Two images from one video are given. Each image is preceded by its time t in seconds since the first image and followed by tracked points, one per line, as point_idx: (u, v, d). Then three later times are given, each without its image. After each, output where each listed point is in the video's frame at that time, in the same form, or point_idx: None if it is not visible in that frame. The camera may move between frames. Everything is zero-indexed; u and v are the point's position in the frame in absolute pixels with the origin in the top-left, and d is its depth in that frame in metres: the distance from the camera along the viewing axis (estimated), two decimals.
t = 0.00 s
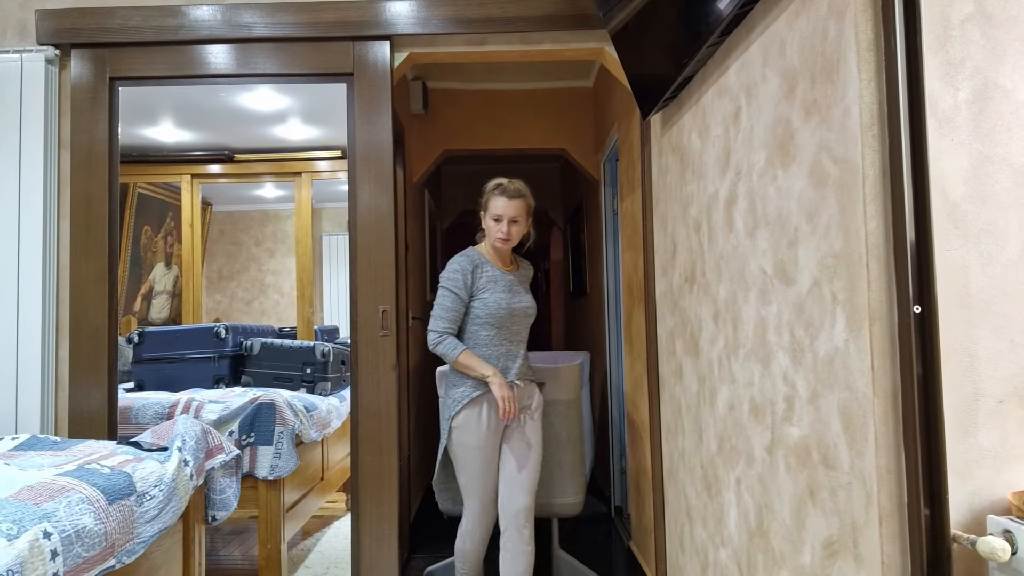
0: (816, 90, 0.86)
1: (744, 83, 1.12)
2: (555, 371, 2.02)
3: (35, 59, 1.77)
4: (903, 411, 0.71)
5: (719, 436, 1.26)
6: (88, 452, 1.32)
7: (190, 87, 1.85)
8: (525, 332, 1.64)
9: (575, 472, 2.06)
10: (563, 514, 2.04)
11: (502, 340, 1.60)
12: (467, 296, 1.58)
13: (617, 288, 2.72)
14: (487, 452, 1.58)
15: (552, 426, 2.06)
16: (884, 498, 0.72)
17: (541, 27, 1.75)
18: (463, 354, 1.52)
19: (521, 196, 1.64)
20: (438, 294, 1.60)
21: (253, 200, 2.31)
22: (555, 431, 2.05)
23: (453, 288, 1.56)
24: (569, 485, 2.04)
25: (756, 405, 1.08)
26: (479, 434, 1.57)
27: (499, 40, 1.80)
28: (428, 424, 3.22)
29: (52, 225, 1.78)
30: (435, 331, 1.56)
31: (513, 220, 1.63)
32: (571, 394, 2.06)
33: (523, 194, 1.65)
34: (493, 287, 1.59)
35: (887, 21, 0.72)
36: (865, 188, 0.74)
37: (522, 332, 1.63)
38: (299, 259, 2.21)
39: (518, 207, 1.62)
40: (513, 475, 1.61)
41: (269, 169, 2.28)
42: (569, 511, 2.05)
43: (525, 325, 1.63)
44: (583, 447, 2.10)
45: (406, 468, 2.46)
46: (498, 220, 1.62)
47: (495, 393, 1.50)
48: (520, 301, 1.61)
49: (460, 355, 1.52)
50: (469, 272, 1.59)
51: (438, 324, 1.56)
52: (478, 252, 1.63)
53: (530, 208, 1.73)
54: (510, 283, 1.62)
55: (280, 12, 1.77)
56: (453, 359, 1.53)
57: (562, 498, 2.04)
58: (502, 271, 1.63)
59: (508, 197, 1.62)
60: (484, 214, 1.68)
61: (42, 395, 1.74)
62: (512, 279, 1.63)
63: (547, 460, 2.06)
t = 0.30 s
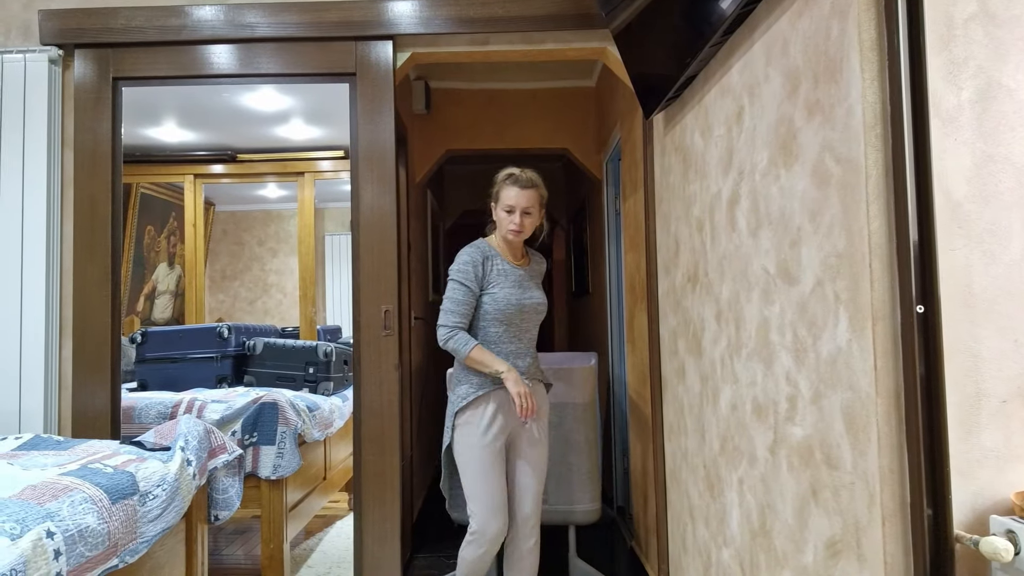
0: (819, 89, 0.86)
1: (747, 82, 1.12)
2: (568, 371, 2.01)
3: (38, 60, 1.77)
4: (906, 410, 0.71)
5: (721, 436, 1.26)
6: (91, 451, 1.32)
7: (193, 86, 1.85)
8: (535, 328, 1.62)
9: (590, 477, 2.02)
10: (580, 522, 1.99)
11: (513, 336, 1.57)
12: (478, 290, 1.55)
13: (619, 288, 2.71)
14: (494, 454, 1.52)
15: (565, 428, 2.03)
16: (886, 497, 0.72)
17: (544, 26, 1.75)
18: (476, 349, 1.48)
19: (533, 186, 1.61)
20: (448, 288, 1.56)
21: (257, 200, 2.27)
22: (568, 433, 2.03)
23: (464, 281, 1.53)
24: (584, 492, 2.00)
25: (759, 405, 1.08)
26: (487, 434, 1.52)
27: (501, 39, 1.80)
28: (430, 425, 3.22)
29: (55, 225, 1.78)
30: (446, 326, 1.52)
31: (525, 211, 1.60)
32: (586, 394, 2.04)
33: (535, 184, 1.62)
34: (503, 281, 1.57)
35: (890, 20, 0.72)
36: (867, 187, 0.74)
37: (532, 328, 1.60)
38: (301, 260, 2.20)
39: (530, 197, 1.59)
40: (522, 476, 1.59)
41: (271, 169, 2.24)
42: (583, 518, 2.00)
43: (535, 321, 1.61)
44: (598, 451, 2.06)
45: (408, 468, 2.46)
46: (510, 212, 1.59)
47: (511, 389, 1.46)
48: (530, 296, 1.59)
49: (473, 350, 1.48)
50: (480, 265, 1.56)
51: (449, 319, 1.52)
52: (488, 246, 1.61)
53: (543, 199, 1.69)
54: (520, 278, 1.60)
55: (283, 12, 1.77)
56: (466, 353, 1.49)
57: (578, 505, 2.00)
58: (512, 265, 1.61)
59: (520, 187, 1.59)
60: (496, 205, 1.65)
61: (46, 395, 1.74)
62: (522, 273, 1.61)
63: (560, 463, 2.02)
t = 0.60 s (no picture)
0: (817, 90, 0.86)
1: (745, 84, 1.12)
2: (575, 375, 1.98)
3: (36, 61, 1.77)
4: (904, 412, 0.71)
5: (720, 437, 1.26)
6: (88, 453, 1.32)
7: (190, 87, 1.84)
8: (528, 328, 1.55)
9: (600, 486, 1.99)
10: (588, 532, 1.96)
11: (505, 338, 1.50)
12: (467, 292, 1.47)
13: (617, 289, 2.71)
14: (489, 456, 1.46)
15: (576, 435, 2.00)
16: (885, 499, 0.72)
17: (543, 28, 1.75)
18: (464, 355, 1.42)
19: (521, 180, 1.54)
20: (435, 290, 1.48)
21: (255, 201, 2.47)
22: (579, 440, 1.99)
23: (453, 283, 1.45)
24: (593, 500, 1.97)
25: (758, 406, 1.08)
26: (482, 436, 1.45)
27: (500, 41, 1.80)
28: (430, 426, 3.22)
29: (54, 227, 1.78)
30: (434, 330, 1.45)
31: (513, 207, 1.53)
32: (595, 401, 2.01)
33: (523, 178, 1.54)
34: (494, 281, 1.49)
35: (888, 22, 0.73)
36: (866, 190, 0.74)
37: (525, 331, 1.53)
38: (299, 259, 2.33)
39: (518, 192, 1.52)
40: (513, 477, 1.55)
41: (269, 170, 2.39)
42: (592, 528, 1.96)
43: (528, 321, 1.54)
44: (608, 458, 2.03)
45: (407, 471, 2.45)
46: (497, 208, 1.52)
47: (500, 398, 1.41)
48: (523, 296, 1.51)
49: (462, 356, 1.42)
50: (469, 265, 1.48)
51: (436, 323, 1.44)
52: (478, 245, 1.53)
53: (534, 192, 1.62)
54: (512, 277, 1.52)
55: (282, 13, 1.77)
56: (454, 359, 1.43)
57: (586, 514, 1.97)
58: (503, 264, 1.52)
59: (507, 182, 1.52)
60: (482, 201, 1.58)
61: (43, 397, 1.74)
62: (514, 273, 1.53)
63: (569, 472, 1.98)
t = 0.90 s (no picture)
0: (816, 94, 0.86)
1: (744, 87, 1.12)
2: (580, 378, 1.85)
3: (37, 65, 1.77)
4: (905, 414, 0.71)
5: (720, 440, 1.25)
6: (88, 456, 1.32)
7: (190, 90, 1.84)
8: (509, 332, 1.41)
9: (608, 495, 1.85)
10: (594, 543, 1.82)
11: (484, 342, 1.34)
12: (446, 291, 1.32)
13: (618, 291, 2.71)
14: (464, 467, 1.30)
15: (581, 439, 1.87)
16: (885, 503, 0.72)
17: (543, 31, 1.76)
18: (439, 357, 1.25)
19: (498, 176, 1.41)
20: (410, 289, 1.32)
21: (256, 205, 2.49)
22: (586, 446, 1.84)
23: (429, 279, 1.29)
24: (600, 510, 1.83)
25: (758, 409, 1.08)
26: (457, 446, 1.29)
27: (500, 44, 1.80)
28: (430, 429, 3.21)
29: (54, 230, 1.78)
30: (406, 331, 1.28)
31: (488, 205, 1.38)
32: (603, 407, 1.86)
33: (499, 173, 1.41)
34: (476, 280, 1.35)
35: (888, 26, 0.73)
36: (864, 193, 0.74)
37: (506, 336, 1.39)
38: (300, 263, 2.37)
39: (494, 188, 1.38)
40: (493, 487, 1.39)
41: (269, 173, 2.39)
42: (598, 540, 1.82)
43: (509, 325, 1.40)
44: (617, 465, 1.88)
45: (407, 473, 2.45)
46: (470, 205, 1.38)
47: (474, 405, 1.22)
48: (506, 297, 1.38)
49: (436, 359, 1.25)
50: (447, 261, 1.33)
51: (410, 322, 1.28)
52: (456, 242, 1.38)
53: (513, 190, 1.48)
54: (493, 277, 1.38)
55: (283, 16, 1.77)
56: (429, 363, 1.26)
57: (593, 524, 1.82)
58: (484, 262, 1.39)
59: (481, 177, 1.39)
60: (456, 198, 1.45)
61: (43, 400, 1.74)
62: (496, 273, 1.39)
63: (574, 481, 1.83)
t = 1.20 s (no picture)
0: (827, 97, 0.86)
1: (755, 90, 1.12)
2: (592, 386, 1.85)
3: (50, 70, 1.78)
4: (917, 418, 0.71)
5: (732, 444, 1.25)
6: (101, 459, 1.33)
7: (203, 95, 1.85)
8: (508, 336, 1.31)
9: (624, 503, 1.84)
10: (612, 552, 1.81)
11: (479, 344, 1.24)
12: (433, 294, 1.26)
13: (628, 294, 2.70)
14: (463, 475, 1.19)
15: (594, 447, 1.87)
16: (899, 508, 0.72)
17: (552, 35, 1.76)
18: (416, 343, 1.16)
19: (490, 175, 1.33)
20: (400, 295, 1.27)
21: (266, 208, 2.54)
22: (600, 453, 1.84)
23: (415, 280, 1.25)
24: (616, 518, 1.83)
25: (769, 413, 1.07)
26: (453, 452, 1.19)
27: (510, 49, 1.80)
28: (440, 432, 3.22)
29: (67, 234, 1.79)
30: (391, 332, 1.22)
31: (481, 205, 1.32)
32: (617, 413, 1.86)
33: (491, 172, 1.34)
34: (466, 282, 1.28)
35: (899, 29, 0.72)
36: (876, 196, 0.74)
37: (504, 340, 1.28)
38: (311, 267, 2.41)
39: (487, 187, 1.31)
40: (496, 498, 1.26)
41: (281, 178, 2.43)
42: (615, 550, 1.81)
43: (507, 327, 1.31)
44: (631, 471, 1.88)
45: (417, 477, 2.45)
46: (462, 205, 1.32)
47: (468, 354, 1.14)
48: (500, 298, 1.31)
49: (416, 343, 1.16)
50: (436, 261, 1.28)
51: (394, 321, 1.22)
52: (448, 247, 1.32)
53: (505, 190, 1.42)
54: (485, 280, 1.31)
55: (293, 22, 1.78)
56: (411, 355, 1.17)
57: (610, 533, 1.82)
58: (477, 266, 1.32)
59: (472, 176, 1.31)
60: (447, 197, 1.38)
61: (57, 403, 1.75)
62: (488, 276, 1.32)
63: (590, 488, 1.83)
